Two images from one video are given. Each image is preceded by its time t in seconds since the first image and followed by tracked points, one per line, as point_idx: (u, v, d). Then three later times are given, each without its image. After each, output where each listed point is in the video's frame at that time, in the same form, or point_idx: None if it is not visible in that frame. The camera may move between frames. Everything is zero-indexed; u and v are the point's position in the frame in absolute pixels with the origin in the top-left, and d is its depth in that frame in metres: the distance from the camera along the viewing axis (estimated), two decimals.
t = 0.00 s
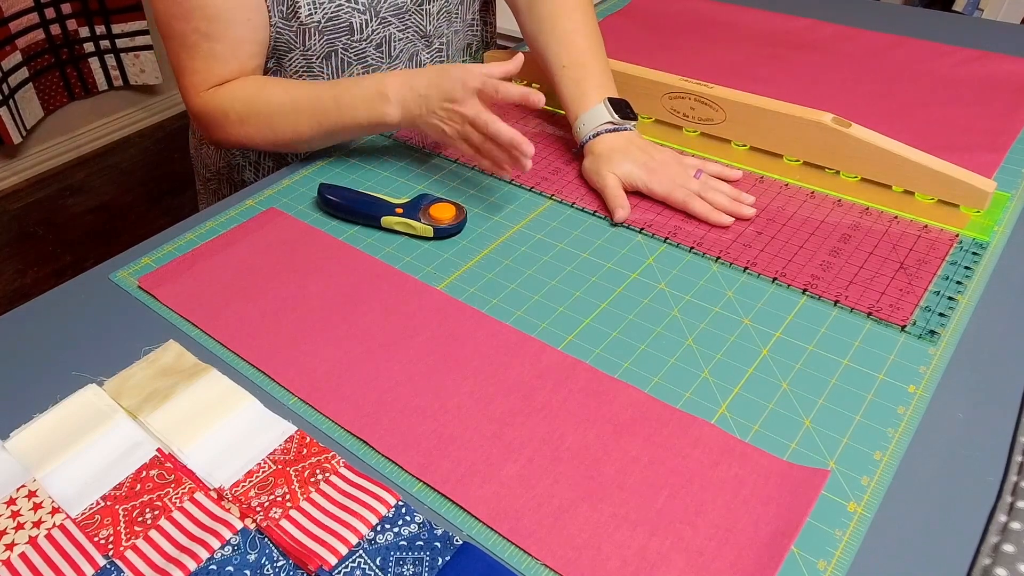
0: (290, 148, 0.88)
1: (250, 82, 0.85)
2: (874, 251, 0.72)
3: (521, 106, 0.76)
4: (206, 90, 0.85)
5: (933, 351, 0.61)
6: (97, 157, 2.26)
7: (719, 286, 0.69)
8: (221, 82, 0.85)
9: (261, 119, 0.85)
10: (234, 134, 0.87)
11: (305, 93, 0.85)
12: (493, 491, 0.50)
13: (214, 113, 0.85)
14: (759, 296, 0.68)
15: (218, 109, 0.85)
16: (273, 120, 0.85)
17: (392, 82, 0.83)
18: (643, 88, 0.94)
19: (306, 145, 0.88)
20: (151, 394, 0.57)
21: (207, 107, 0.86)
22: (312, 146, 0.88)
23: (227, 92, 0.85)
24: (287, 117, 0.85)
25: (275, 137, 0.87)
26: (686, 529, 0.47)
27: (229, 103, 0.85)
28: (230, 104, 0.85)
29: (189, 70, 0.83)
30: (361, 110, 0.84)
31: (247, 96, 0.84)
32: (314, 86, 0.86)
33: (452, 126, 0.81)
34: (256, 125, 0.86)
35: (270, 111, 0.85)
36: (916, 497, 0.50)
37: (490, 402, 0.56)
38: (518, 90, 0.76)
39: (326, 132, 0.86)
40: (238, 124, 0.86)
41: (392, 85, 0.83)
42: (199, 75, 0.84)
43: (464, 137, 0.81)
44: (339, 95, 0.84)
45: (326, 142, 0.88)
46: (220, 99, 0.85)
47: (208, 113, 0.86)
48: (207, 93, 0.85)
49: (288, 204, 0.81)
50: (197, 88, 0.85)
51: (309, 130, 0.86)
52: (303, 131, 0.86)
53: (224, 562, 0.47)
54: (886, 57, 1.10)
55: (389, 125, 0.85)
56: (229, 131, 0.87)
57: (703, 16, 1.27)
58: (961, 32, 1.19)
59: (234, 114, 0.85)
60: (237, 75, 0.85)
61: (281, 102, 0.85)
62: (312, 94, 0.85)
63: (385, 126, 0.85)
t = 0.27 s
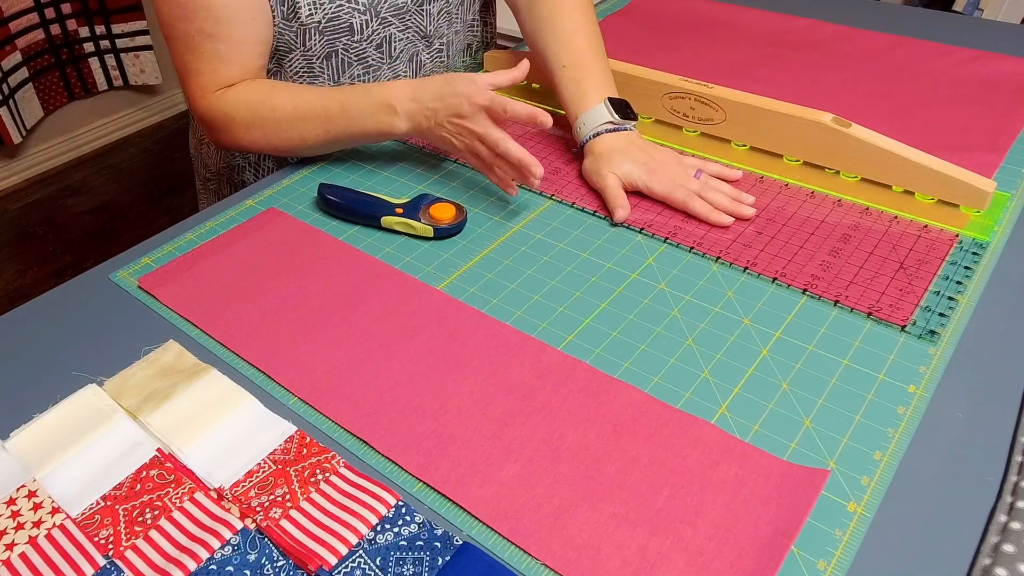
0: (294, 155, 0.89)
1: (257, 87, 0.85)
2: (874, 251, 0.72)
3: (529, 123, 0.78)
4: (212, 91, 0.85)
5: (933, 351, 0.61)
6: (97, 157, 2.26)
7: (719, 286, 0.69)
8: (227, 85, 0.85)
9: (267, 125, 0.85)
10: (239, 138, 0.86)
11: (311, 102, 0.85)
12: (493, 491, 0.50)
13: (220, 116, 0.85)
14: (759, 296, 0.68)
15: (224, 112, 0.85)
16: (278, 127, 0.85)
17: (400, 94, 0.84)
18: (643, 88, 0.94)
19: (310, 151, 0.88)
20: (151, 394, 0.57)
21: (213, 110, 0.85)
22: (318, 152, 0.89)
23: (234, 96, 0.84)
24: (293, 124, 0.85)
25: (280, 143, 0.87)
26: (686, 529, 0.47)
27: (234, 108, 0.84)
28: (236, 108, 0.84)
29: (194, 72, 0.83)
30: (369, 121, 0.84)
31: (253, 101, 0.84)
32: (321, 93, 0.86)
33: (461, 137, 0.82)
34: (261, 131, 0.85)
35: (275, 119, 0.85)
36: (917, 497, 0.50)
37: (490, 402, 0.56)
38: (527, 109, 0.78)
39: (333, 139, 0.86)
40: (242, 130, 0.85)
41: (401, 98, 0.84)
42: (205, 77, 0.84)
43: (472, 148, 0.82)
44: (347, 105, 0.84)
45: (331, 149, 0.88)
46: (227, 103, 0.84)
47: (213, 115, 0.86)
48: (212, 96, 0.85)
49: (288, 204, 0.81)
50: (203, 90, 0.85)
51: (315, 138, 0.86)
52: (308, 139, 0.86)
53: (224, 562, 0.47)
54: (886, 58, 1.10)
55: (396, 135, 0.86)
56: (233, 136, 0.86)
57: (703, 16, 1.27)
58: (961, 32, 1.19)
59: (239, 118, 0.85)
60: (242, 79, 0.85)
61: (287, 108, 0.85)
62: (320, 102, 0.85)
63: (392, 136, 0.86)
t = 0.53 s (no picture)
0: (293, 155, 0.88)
1: (255, 86, 0.85)
2: (874, 251, 0.72)
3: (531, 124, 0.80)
4: (211, 91, 0.85)
5: (932, 351, 0.61)
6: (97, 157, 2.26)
7: (719, 286, 0.69)
8: (226, 84, 0.85)
9: (266, 124, 0.85)
10: (238, 137, 0.86)
11: (310, 101, 0.85)
12: (493, 491, 0.50)
13: (218, 115, 0.85)
14: (759, 296, 0.68)
15: (222, 111, 0.85)
16: (278, 125, 0.85)
17: (400, 93, 0.85)
18: (643, 88, 0.94)
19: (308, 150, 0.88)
20: (151, 394, 0.57)
21: (211, 109, 0.85)
22: (317, 152, 0.89)
23: (232, 95, 0.84)
24: (292, 123, 0.85)
25: (278, 142, 0.86)
26: (686, 529, 0.47)
27: (233, 107, 0.84)
28: (234, 107, 0.84)
29: (193, 71, 0.83)
30: (368, 119, 0.85)
31: (252, 100, 0.84)
32: (320, 93, 0.86)
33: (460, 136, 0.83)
34: (260, 130, 0.85)
35: (275, 118, 0.85)
36: (917, 497, 0.50)
37: (490, 402, 0.56)
38: (528, 110, 0.80)
39: (332, 138, 0.86)
40: (241, 129, 0.85)
41: (401, 96, 0.84)
42: (204, 76, 0.84)
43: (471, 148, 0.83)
44: (346, 104, 0.84)
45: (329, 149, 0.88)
46: (225, 102, 0.84)
47: (211, 115, 0.85)
48: (211, 95, 0.85)
49: (288, 204, 0.81)
50: (202, 89, 0.85)
51: (314, 137, 0.86)
52: (307, 138, 0.86)
53: (224, 562, 0.47)
54: (886, 57, 1.10)
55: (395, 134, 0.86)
56: (232, 135, 0.86)
57: (703, 16, 1.27)
58: (961, 32, 1.19)
59: (238, 117, 0.85)
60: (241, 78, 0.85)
61: (286, 106, 0.85)
62: (318, 100, 0.85)
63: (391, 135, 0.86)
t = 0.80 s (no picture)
0: (293, 153, 0.88)
1: (255, 85, 0.85)
2: (874, 251, 0.72)
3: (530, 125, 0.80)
4: (210, 90, 0.85)
5: (933, 351, 0.61)
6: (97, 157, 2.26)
7: (719, 286, 0.69)
8: (225, 83, 0.85)
9: (265, 123, 0.85)
10: (237, 136, 0.86)
11: (310, 100, 0.85)
12: (493, 491, 0.50)
13: (217, 115, 0.85)
14: (759, 296, 0.68)
15: (222, 110, 0.85)
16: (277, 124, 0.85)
17: (400, 93, 0.85)
18: (643, 88, 0.95)
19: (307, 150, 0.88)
20: (151, 394, 0.57)
21: (210, 108, 0.85)
22: (317, 151, 0.89)
23: (231, 94, 0.84)
24: (292, 122, 0.85)
25: (278, 141, 0.86)
26: (686, 529, 0.47)
27: (232, 106, 0.84)
28: (234, 106, 0.84)
29: (192, 71, 0.83)
30: (368, 119, 0.85)
31: (252, 99, 0.84)
32: (319, 92, 0.86)
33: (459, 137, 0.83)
34: (259, 129, 0.85)
35: (274, 117, 0.85)
36: (917, 497, 0.50)
37: (490, 403, 0.56)
38: (527, 110, 0.80)
39: (331, 137, 0.86)
40: (241, 128, 0.85)
41: (400, 96, 0.85)
42: (203, 75, 0.84)
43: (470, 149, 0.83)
44: (346, 103, 0.84)
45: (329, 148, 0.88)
46: (224, 101, 0.84)
47: (211, 114, 0.85)
48: (211, 95, 0.85)
49: (288, 204, 0.81)
50: (201, 89, 0.85)
51: (313, 136, 0.86)
52: (306, 138, 0.86)
53: (224, 563, 0.47)
54: (886, 57, 1.10)
55: (394, 133, 0.86)
56: (232, 134, 0.86)
57: (703, 16, 1.27)
58: (961, 32, 1.19)
59: (238, 116, 0.85)
60: (240, 77, 0.85)
61: (286, 106, 0.85)
62: (318, 99, 0.85)
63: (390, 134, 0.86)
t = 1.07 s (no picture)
0: (292, 153, 0.88)
1: (255, 86, 0.85)
2: (874, 251, 0.72)
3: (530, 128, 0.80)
4: (210, 90, 0.85)
5: (933, 351, 0.61)
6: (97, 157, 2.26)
7: (719, 286, 0.69)
8: (225, 83, 0.85)
9: (265, 123, 0.85)
10: (237, 136, 0.87)
11: (309, 101, 0.85)
12: (493, 491, 0.50)
13: (217, 115, 0.85)
14: (759, 296, 0.68)
15: (221, 110, 0.85)
16: (277, 124, 0.85)
17: (400, 94, 0.85)
18: (643, 88, 0.95)
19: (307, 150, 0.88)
20: (151, 394, 0.57)
21: (210, 108, 0.85)
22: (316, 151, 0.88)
23: (231, 95, 0.85)
24: (291, 122, 0.85)
25: (277, 141, 0.87)
26: (686, 529, 0.47)
27: (232, 106, 0.84)
28: (234, 106, 0.84)
29: (191, 70, 0.83)
30: (367, 119, 0.85)
31: (252, 100, 0.84)
32: (319, 93, 0.86)
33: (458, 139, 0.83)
34: (259, 129, 0.86)
35: (274, 117, 0.85)
36: (917, 497, 0.50)
37: (490, 403, 0.56)
38: (527, 114, 0.81)
39: (330, 138, 0.86)
40: (241, 128, 0.86)
41: (400, 97, 0.85)
42: (202, 75, 0.84)
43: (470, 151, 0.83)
44: (345, 104, 0.84)
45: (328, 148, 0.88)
46: (224, 101, 0.85)
47: (210, 114, 0.85)
48: (211, 95, 0.85)
49: (288, 204, 0.81)
50: (201, 89, 0.85)
51: (312, 137, 0.86)
52: (305, 138, 0.86)
53: (224, 563, 0.47)
54: (886, 57, 1.10)
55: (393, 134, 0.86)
56: (231, 134, 0.87)
57: (703, 16, 1.27)
58: (961, 32, 1.19)
59: (237, 116, 0.85)
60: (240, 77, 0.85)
61: (285, 106, 0.85)
62: (317, 100, 0.85)
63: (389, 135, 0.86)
